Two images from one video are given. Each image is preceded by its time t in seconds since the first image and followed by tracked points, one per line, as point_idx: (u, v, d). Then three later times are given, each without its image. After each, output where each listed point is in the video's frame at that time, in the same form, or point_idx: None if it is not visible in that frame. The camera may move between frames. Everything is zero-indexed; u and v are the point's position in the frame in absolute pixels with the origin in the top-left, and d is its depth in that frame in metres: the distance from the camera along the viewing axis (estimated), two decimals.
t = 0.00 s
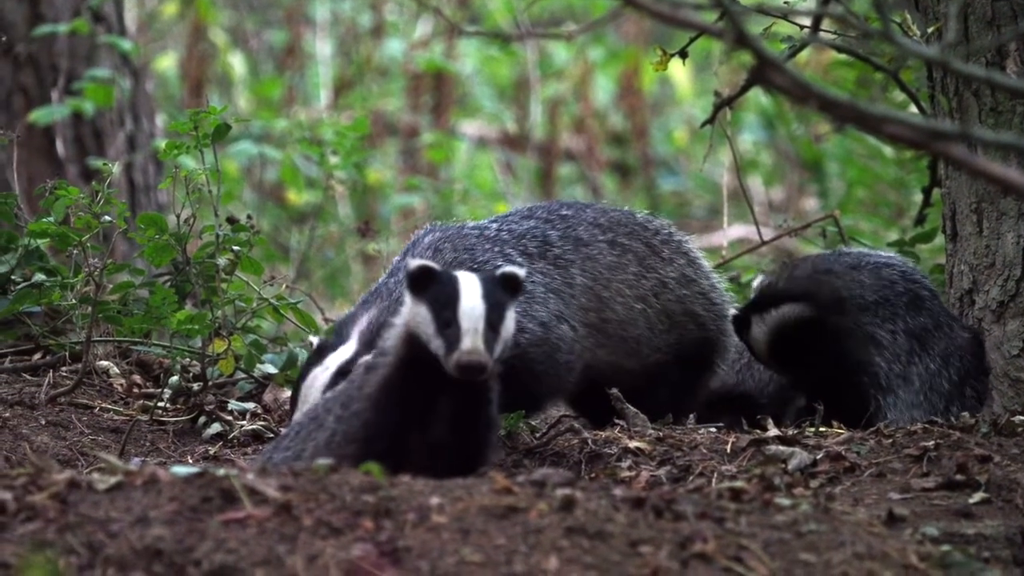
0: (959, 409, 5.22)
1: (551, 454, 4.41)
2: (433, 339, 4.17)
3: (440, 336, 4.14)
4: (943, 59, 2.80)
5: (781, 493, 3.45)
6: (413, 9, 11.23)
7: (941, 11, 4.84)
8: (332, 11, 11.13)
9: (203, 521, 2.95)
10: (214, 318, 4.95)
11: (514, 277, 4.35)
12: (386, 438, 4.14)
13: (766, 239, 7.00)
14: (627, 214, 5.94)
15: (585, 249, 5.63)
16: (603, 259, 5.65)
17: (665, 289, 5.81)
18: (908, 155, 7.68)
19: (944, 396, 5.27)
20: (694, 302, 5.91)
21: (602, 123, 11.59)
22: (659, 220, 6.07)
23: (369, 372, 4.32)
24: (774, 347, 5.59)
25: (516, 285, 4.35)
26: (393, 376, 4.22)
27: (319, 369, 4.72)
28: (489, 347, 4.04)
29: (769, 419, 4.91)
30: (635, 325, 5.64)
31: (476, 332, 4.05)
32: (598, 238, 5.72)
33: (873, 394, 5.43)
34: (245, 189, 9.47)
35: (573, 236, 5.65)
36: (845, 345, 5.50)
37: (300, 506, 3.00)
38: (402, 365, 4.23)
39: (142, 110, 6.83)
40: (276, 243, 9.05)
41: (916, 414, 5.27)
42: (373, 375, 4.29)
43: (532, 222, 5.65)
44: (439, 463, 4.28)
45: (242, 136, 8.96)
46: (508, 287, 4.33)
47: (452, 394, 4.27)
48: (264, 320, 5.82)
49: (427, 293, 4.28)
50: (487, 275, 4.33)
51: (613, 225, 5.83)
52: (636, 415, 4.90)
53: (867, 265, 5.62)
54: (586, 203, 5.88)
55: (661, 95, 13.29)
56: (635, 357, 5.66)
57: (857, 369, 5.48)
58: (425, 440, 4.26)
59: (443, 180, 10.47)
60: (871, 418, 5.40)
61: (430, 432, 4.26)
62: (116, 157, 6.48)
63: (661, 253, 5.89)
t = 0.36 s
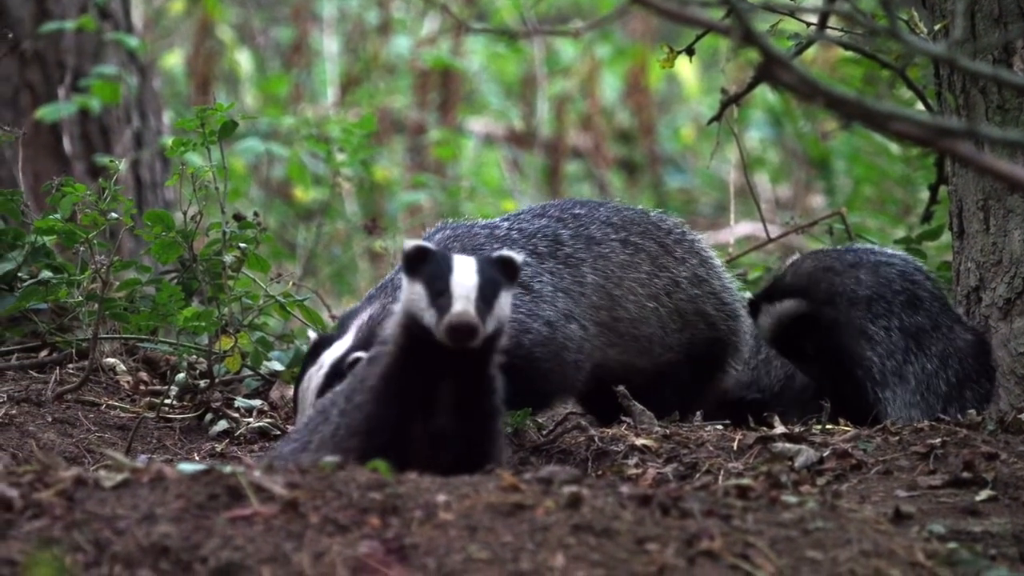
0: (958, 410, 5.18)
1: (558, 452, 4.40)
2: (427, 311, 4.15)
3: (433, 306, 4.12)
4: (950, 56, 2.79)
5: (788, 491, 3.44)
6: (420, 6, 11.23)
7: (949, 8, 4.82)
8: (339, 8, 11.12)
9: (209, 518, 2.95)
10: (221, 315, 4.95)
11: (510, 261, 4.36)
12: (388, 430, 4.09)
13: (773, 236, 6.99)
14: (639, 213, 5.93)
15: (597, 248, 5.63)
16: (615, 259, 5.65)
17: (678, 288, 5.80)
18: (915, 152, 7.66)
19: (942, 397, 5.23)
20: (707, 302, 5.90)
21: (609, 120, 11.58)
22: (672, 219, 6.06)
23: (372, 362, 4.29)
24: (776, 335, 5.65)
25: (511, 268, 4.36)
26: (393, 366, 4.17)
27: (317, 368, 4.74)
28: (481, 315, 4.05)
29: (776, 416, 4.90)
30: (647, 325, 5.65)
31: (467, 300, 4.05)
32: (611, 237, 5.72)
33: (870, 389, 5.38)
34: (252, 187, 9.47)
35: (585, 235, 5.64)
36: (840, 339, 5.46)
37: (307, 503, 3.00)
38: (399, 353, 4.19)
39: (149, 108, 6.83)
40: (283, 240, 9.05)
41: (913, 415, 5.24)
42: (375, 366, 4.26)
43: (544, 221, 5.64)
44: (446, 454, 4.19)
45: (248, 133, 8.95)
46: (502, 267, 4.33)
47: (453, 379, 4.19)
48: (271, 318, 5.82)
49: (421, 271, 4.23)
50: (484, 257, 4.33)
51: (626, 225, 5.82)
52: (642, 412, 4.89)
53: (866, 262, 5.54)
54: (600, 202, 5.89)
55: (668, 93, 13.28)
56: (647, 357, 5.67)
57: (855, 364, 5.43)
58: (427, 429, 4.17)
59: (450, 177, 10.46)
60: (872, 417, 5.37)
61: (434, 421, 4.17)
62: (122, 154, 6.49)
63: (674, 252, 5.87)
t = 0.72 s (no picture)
0: (964, 407, 5.18)
1: (564, 449, 4.39)
2: (425, 321, 4.18)
3: (432, 317, 4.15)
4: (955, 52, 2.79)
5: (794, 488, 3.44)
6: (425, 3, 11.24)
7: (954, 5, 4.81)
8: (344, 5, 11.13)
9: (216, 515, 2.95)
10: (227, 312, 4.95)
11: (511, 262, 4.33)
12: (390, 427, 4.13)
13: (779, 233, 6.98)
14: (640, 216, 5.92)
15: (598, 252, 5.61)
16: (617, 263, 5.64)
17: (680, 291, 5.79)
18: (921, 149, 7.64)
19: (946, 393, 5.24)
20: (709, 302, 5.90)
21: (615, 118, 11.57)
22: (673, 218, 6.04)
23: (374, 359, 4.33)
24: (783, 323, 5.75)
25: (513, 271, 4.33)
26: (393, 363, 4.22)
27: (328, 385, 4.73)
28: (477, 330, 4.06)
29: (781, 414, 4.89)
30: (650, 328, 5.65)
31: (464, 314, 4.06)
32: (612, 241, 5.70)
33: (872, 380, 5.41)
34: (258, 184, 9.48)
35: (586, 239, 5.62)
36: (845, 330, 5.54)
37: (313, 500, 3.00)
38: (401, 352, 4.22)
39: (155, 105, 6.83)
40: (289, 237, 9.05)
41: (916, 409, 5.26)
42: (376, 364, 4.29)
43: (546, 226, 5.62)
44: (449, 453, 4.24)
45: (254, 130, 8.97)
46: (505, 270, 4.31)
47: (454, 380, 4.22)
48: (277, 315, 5.82)
49: (421, 275, 4.26)
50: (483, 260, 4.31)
51: (628, 229, 5.81)
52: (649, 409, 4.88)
53: (878, 258, 5.64)
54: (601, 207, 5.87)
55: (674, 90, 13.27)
56: (651, 360, 5.68)
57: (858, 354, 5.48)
58: (429, 428, 4.23)
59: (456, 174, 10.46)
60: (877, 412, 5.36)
61: (436, 420, 4.23)
62: (128, 151, 6.50)
63: (676, 255, 5.86)
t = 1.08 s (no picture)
0: (963, 407, 5.45)
1: (570, 446, 4.38)
2: (419, 301, 4.24)
3: (426, 296, 4.21)
4: (961, 49, 2.78)
5: (800, 485, 3.43)
6: None
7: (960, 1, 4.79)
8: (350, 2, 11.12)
9: (221, 512, 2.95)
10: (233, 309, 4.95)
11: (507, 250, 4.39)
12: (391, 424, 4.13)
13: (785, 230, 6.97)
14: (648, 211, 5.90)
15: (606, 249, 5.60)
16: (625, 260, 5.62)
17: (688, 288, 5.75)
18: (927, 145, 7.63)
19: (944, 394, 5.51)
20: (717, 299, 5.83)
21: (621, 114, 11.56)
22: (684, 218, 6.03)
23: (375, 358, 4.31)
24: (783, 314, 5.86)
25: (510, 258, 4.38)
26: (393, 358, 4.21)
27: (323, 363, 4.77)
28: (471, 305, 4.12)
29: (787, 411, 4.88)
30: (657, 325, 5.63)
31: (457, 289, 4.13)
32: (621, 237, 5.69)
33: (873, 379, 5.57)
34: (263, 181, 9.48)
35: (594, 236, 5.61)
36: (846, 327, 5.67)
37: (318, 497, 3.00)
38: (401, 342, 4.22)
39: (161, 101, 6.84)
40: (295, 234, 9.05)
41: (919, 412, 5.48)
42: (378, 359, 4.28)
43: (555, 222, 5.61)
44: (451, 443, 4.18)
45: (260, 126, 8.96)
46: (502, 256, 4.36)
47: (456, 364, 4.20)
48: (282, 311, 5.82)
49: (416, 263, 4.35)
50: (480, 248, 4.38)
51: (636, 225, 5.80)
52: (654, 407, 4.87)
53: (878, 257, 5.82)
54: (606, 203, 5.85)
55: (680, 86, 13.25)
56: (658, 357, 5.65)
57: (863, 355, 5.61)
58: (431, 422, 4.19)
59: (462, 171, 10.46)
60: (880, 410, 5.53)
61: (437, 414, 4.19)
62: (134, 147, 6.51)
63: (684, 251, 5.83)
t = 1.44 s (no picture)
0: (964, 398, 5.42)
1: (574, 442, 4.39)
2: (424, 309, 4.25)
3: (430, 304, 4.23)
4: (965, 46, 2.77)
5: (804, 481, 3.43)
6: None
7: None
8: None
9: (226, 509, 2.95)
10: (239, 306, 4.97)
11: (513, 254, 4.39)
12: (396, 421, 4.13)
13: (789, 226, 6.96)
14: (667, 209, 6.07)
15: (619, 245, 5.78)
16: (637, 256, 5.80)
17: (701, 287, 5.93)
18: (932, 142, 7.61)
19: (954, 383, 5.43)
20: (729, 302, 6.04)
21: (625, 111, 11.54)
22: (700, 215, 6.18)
23: (381, 353, 4.33)
24: (803, 327, 5.72)
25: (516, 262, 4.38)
26: (397, 356, 4.23)
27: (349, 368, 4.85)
28: (475, 317, 4.13)
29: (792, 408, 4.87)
30: (667, 323, 5.78)
31: (460, 300, 4.14)
32: (634, 234, 5.87)
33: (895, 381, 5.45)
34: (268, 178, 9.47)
35: (607, 231, 5.80)
36: (870, 335, 5.58)
37: (323, 493, 3.00)
38: (406, 344, 4.25)
39: (165, 98, 6.84)
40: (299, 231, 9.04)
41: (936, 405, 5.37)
42: (382, 356, 4.31)
43: (568, 214, 5.77)
44: (455, 446, 4.19)
45: (264, 123, 8.96)
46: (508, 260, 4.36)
47: (459, 371, 4.23)
48: (286, 308, 5.82)
49: (422, 267, 4.36)
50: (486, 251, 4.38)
51: (651, 222, 5.98)
52: (658, 403, 4.87)
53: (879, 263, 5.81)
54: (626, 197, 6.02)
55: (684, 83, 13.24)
56: (667, 355, 5.77)
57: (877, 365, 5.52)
58: (435, 423, 4.21)
59: (467, 167, 10.45)
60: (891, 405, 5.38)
61: (442, 415, 4.21)
62: (139, 143, 6.52)
63: (701, 251, 6.01)
